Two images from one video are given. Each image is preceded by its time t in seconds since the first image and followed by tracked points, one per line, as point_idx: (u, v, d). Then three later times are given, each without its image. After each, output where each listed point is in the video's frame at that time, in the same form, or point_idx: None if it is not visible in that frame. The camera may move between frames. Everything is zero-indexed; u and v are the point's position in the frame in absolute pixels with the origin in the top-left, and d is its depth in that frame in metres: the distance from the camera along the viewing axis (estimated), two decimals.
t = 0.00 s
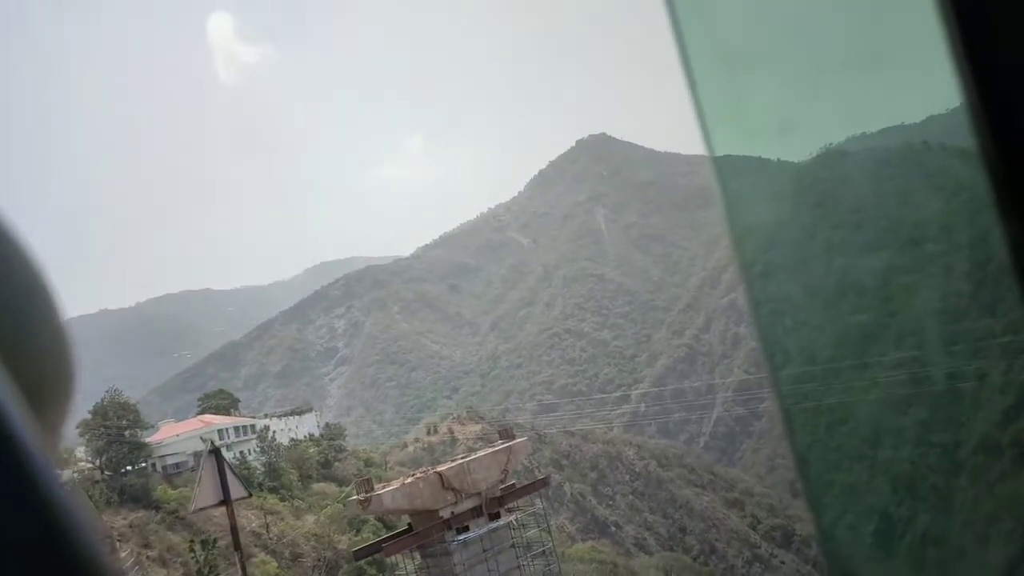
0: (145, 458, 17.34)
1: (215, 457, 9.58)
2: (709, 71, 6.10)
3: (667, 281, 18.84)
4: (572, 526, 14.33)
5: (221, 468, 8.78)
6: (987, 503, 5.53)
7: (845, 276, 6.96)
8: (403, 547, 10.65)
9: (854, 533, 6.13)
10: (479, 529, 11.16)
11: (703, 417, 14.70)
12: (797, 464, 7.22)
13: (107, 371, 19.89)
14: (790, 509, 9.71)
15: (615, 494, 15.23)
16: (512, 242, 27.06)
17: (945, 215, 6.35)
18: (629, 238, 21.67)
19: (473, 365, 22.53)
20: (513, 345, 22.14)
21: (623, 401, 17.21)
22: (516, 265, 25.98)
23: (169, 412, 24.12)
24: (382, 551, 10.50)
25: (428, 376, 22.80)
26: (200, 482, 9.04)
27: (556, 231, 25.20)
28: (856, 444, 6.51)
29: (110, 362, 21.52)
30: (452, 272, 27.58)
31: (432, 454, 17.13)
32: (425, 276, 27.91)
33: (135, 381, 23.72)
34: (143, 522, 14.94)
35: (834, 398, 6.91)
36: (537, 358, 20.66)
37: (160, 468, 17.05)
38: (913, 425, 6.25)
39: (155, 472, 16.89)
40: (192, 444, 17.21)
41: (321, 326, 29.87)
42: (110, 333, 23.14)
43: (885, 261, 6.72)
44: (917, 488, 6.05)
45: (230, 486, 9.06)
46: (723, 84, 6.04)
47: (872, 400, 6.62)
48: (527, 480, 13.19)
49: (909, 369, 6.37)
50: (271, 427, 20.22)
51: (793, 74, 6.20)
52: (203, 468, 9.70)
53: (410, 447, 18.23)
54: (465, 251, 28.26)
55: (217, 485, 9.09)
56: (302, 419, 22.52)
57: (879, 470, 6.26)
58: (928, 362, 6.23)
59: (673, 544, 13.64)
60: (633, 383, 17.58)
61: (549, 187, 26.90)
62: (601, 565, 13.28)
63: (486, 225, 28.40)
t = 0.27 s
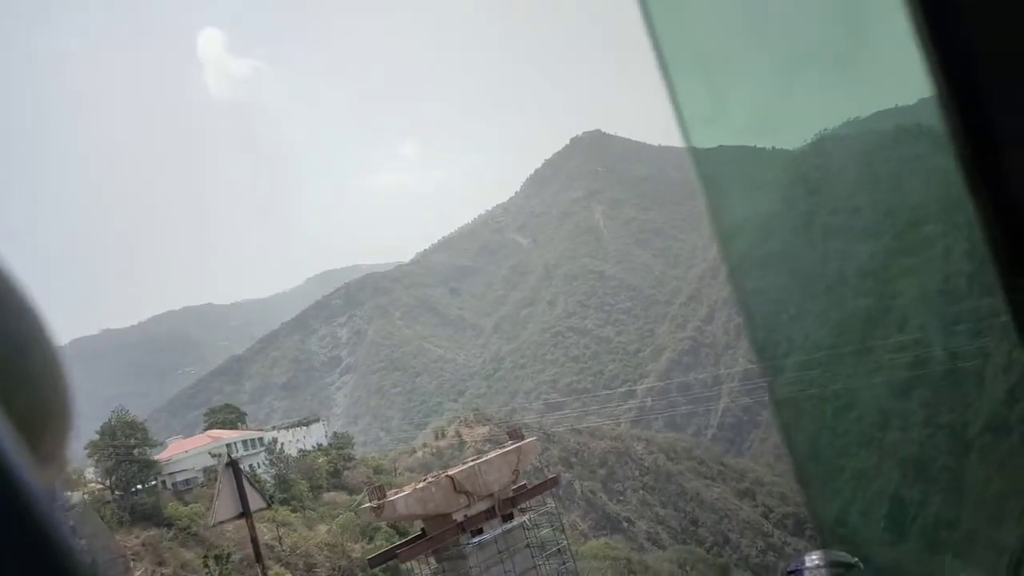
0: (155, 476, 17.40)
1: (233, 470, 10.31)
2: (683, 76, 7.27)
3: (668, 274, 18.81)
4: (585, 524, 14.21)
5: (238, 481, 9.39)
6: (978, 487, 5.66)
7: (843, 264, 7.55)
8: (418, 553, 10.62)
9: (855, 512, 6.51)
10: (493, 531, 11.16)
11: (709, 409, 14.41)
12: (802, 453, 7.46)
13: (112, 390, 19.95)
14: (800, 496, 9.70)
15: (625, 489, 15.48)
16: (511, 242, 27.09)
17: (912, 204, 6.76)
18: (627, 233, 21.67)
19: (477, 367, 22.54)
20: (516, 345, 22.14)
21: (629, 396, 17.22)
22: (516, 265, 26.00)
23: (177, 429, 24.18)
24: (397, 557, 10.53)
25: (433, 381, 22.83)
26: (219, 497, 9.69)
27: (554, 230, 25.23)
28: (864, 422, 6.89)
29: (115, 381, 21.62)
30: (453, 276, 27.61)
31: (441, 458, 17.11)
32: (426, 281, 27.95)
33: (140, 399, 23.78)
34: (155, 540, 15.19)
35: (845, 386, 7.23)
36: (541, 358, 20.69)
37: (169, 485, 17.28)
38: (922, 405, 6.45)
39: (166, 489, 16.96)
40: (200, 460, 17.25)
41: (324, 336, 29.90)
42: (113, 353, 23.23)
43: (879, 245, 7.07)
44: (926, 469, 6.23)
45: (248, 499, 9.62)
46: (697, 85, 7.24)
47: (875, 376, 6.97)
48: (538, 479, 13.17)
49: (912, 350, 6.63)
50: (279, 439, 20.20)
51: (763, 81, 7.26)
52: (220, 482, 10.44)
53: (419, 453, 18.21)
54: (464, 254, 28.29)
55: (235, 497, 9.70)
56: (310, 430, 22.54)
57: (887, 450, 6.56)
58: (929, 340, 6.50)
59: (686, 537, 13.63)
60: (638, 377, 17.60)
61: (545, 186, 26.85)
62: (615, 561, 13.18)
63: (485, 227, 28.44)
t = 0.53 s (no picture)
0: (168, 489, 17.44)
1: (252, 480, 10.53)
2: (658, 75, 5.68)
3: (671, 266, 18.79)
4: (600, 519, 14.20)
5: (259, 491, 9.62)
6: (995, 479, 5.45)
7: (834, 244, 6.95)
8: (437, 554, 10.65)
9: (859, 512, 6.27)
10: (509, 529, 11.18)
11: (719, 397, 14.24)
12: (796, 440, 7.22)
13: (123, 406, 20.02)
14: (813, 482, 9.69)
15: (639, 482, 15.34)
16: (512, 241, 27.13)
17: (907, 193, 5.91)
18: (628, 227, 21.66)
19: (484, 368, 22.59)
20: (522, 344, 22.17)
21: (638, 389, 17.25)
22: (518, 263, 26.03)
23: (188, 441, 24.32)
24: (415, 559, 10.59)
25: (442, 383, 22.88)
26: (243, 505, 10.06)
27: (555, 227, 25.26)
28: (868, 411, 6.68)
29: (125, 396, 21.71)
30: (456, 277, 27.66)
31: (452, 460, 17.13)
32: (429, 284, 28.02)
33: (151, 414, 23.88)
34: (173, 553, 15.09)
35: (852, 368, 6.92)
36: (548, 355, 20.73)
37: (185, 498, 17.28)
38: (931, 386, 6.24)
39: (180, 503, 17.02)
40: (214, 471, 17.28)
41: (330, 342, 29.98)
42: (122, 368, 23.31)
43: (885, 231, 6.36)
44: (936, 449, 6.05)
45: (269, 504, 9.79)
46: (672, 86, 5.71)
47: (880, 358, 6.74)
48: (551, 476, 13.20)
49: (917, 330, 6.27)
50: (290, 447, 20.27)
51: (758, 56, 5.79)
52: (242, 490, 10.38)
53: (431, 455, 18.25)
54: (467, 255, 28.35)
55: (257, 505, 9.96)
56: (321, 437, 22.60)
57: (898, 435, 6.33)
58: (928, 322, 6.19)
59: (701, 527, 13.66)
60: (646, 370, 17.61)
61: (545, 183, 26.66)
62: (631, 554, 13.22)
63: (486, 227, 28.48)
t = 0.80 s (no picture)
0: (177, 482, 17.68)
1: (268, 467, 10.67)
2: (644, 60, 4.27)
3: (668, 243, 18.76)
4: (604, 497, 14.45)
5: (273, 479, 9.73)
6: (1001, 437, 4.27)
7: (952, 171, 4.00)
8: (446, 536, 10.90)
9: (846, 487, 4.48)
10: (517, 510, 11.29)
11: (719, 372, 14.10)
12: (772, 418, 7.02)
13: (127, 403, 20.18)
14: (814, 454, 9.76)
15: (642, 460, 15.50)
16: (509, 224, 27.18)
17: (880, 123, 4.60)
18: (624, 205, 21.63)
19: (485, 352, 22.66)
20: (522, 326, 22.21)
21: (639, 368, 17.32)
22: (516, 246, 26.07)
23: (193, 435, 24.48)
24: (425, 542, 10.73)
25: (443, 368, 23.00)
26: (258, 492, 10.15)
27: (552, 209, 25.27)
28: (868, 378, 4.72)
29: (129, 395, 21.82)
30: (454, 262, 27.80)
31: (456, 444, 17.25)
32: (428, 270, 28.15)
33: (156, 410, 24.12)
34: (182, 545, 15.17)
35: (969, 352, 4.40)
36: (548, 337, 20.84)
37: (192, 490, 17.54)
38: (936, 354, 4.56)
39: (189, 496, 17.28)
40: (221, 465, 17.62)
41: (331, 331, 30.10)
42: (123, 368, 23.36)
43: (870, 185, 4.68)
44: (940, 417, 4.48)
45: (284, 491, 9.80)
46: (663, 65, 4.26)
47: (881, 331, 4.76)
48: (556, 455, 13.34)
49: (917, 296, 4.65)
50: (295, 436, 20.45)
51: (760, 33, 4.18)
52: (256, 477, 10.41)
53: (435, 440, 18.38)
54: (464, 239, 28.44)
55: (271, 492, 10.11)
56: (326, 425, 22.75)
57: (902, 402, 4.57)
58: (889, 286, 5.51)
59: (705, 502, 13.77)
60: (646, 348, 17.68)
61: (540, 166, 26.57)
62: (636, 531, 13.33)
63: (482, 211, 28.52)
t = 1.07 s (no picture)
0: (183, 479, 17.76)
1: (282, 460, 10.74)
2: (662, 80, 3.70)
3: (667, 230, 18.65)
4: (610, 485, 14.68)
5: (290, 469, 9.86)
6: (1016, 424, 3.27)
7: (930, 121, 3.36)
8: (454, 527, 10.71)
9: (850, 471, 3.61)
10: (525, 499, 11.29)
11: (722, 358, 14.13)
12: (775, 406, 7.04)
13: (131, 402, 20.20)
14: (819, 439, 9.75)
15: (647, 447, 15.72)
16: (509, 214, 27.18)
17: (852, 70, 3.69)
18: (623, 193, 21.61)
19: (487, 343, 22.62)
20: (524, 317, 22.21)
21: (641, 355, 17.30)
22: (515, 236, 26.07)
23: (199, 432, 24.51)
24: (434, 534, 10.66)
25: (446, 360, 23.03)
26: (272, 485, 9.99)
27: (550, 198, 25.25)
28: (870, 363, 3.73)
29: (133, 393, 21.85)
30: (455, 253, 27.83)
31: (461, 436, 17.27)
32: (429, 262, 28.19)
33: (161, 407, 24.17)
34: (191, 542, 15.29)
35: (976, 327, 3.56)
36: (550, 327, 20.85)
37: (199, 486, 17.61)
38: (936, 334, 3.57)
39: (196, 492, 17.34)
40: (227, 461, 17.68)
41: (333, 325, 30.14)
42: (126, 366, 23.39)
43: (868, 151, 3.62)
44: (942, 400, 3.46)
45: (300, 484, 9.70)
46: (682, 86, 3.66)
47: (885, 314, 3.72)
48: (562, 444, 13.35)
49: (920, 276, 3.59)
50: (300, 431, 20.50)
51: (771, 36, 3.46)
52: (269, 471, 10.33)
53: (439, 432, 18.42)
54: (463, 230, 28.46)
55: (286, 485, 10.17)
56: (330, 419, 22.79)
57: (905, 385, 3.59)
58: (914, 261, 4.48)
59: (711, 488, 13.78)
60: (648, 336, 17.67)
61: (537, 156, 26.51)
62: (642, 518, 13.45)
63: (481, 202, 28.51)
